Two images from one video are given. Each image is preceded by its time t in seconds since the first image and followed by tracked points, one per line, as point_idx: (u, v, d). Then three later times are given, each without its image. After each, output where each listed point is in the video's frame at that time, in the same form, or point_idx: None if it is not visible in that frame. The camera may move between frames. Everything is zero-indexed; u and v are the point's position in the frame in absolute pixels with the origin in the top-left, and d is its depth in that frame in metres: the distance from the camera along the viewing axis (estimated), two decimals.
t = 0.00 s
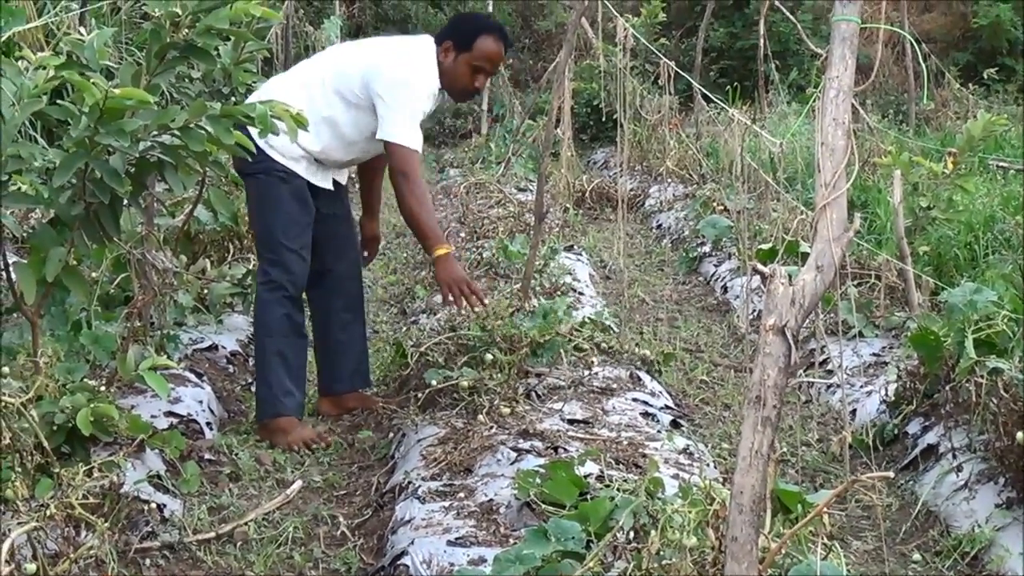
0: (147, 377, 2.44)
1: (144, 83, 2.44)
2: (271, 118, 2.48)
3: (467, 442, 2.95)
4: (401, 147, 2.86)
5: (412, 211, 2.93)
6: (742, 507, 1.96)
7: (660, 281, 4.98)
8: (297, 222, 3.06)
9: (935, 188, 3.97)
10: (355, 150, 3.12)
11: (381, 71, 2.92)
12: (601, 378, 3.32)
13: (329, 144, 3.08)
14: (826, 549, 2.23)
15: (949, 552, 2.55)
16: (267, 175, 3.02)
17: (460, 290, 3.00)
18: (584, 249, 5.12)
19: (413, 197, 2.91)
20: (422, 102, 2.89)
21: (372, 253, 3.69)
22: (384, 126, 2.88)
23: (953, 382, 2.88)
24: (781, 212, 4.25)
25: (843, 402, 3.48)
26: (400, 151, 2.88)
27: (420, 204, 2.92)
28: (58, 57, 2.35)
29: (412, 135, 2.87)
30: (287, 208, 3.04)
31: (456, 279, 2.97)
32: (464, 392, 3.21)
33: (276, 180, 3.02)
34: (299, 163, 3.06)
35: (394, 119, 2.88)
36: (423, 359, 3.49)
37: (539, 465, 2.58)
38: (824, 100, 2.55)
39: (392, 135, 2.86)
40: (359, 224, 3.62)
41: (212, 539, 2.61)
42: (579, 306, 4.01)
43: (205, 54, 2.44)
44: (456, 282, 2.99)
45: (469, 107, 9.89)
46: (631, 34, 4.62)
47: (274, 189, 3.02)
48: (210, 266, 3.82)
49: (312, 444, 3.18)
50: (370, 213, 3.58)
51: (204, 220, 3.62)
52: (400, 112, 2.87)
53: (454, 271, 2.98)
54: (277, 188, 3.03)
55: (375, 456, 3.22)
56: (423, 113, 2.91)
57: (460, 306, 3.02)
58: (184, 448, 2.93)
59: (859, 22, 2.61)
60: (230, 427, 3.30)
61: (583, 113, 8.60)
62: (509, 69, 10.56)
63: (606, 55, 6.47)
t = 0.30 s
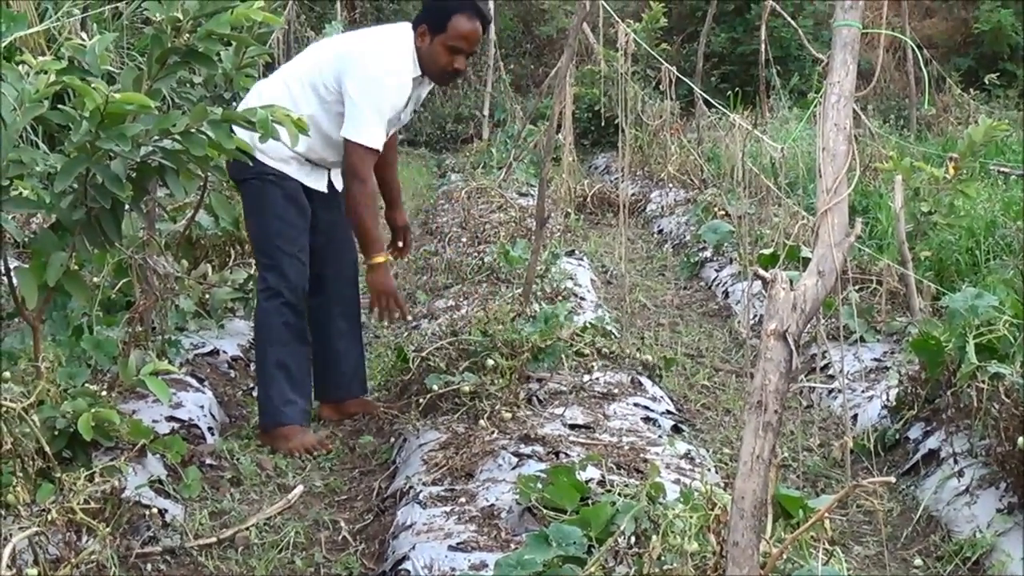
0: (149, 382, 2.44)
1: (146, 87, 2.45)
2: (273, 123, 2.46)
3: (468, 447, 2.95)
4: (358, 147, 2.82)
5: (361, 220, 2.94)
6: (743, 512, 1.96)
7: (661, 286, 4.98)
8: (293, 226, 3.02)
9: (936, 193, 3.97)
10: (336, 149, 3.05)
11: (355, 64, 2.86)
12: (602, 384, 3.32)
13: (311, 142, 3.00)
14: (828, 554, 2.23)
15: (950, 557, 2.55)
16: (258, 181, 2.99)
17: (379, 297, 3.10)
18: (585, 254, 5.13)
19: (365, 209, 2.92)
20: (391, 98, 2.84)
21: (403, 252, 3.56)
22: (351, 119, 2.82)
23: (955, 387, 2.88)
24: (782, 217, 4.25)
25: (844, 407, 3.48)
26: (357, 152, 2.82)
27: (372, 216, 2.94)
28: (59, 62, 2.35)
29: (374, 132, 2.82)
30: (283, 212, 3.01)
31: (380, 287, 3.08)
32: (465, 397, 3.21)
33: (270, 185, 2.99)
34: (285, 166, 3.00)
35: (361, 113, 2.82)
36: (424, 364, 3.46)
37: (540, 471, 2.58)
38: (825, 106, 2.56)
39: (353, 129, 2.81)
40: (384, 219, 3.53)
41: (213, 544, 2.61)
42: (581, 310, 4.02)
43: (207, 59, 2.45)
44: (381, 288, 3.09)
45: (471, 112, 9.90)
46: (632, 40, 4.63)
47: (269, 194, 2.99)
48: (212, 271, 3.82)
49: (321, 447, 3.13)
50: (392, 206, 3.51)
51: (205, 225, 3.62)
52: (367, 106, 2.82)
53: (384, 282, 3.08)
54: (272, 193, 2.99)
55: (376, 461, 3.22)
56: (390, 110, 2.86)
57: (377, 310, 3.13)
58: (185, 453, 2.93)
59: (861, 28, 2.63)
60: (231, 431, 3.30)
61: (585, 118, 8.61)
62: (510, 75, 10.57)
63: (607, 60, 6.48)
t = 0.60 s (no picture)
0: (150, 382, 2.45)
1: (147, 89, 2.45)
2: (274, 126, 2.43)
3: (470, 447, 2.95)
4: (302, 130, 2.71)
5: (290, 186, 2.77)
6: (745, 513, 1.96)
7: (663, 287, 4.98)
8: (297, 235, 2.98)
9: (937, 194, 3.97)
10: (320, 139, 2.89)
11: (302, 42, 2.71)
12: (603, 384, 3.32)
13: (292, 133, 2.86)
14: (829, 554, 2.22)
15: (952, 558, 2.55)
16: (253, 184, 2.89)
17: (301, 276, 2.88)
18: (587, 255, 5.13)
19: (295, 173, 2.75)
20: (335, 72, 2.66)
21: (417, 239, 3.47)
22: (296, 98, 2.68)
23: (956, 388, 2.88)
24: (783, 218, 4.25)
25: (845, 407, 3.48)
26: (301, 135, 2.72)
27: (299, 182, 2.76)
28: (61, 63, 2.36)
29: (315, 112, 2.67)
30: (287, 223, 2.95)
31: (304, 264, 2.86)
32: (466, 398, 3.22)
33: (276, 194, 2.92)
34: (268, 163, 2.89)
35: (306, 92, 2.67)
36: (426, 364, 3.47)
37: (542, 472, 2.58)
38: (827, 107, 2.56)
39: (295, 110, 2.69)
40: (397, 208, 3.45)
41: (215, 545, 2.61)
42: (582, 311, 4.02)
43: (208, 60, 2.45)
44: (305, 265, 2.86)
45: (472, 113, 9.90)
46: (633, 40, 4.63)
47: (271, 205, 2.91)
48: (213, 272, 3.82)
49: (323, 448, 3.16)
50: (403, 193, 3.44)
51: (206, 226, 3.62)
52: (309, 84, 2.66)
53: (311, 257, 2.85)
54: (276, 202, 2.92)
55: (377, 462, 3.22)
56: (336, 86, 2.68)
57: (298, 292, 2.92)
58: (186, 454, 2.93)
59: (862, 29, 2.63)
60: (232, 433, 3.30)
61: (586, 118, 8.61)
62: (512, 76, 10.58)
63: (608, 61, 6.48)
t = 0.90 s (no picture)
0: (152, 381, 2.46)
1: (149, 88, 2.45)
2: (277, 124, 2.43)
3: (472, 447, 2.95)
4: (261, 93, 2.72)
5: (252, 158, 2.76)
6: (747, 512, 1.96)
7: (665, 286, 4.98)
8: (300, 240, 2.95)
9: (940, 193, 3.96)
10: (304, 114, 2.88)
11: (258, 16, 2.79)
12: (605, 384, 3.32)
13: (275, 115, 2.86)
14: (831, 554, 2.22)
15: (954, 558, 2.54)
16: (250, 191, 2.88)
17: (266, 236, 2.83)
18: (588, 254, 5.12)
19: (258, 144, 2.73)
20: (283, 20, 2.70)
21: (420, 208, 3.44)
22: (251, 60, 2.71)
23: (958, 387, 2.87)
24: (785, 217, 4.25)
25: (847, 407, 3.47)
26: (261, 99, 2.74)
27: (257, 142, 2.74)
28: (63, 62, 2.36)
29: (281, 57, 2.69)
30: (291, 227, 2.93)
31: (266, 226, 2.81)
32: (468, 397, 3.22)
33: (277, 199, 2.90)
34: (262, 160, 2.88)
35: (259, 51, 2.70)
36: (428, 364, 3.48)
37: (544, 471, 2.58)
38: (829, 106, 2.55)
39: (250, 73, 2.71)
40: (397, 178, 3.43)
41: (217, 544, 2.61)
42: (583, 311, 4.02)
43: (210, 59, 2.44)
44: (269, 227, 2.82)
45: (474, 112, 9.89)
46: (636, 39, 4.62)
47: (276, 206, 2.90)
48: (215, 271, 3.82)
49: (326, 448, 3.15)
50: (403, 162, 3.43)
51: (209, 225, 3.62)
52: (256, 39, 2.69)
53: (271, 218, 2.81)
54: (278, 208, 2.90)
55: (380, 461, 3.22)
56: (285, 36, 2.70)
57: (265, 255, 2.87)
58: (188, 453, 2.93)
59: (865, 28, 2.62)
60: (235, 431, 3.30)
61: (588, 118, 8.60)
62: (514, 75, 10.57)
63: (611, 61, 6.48)
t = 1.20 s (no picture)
0: (156, 380, 2.46)
1: (153, 86, 2.45)
2: (281, 123, 2.43)
3: (476, 446, 2.95)
4: (250, 68, 2.71)
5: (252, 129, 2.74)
6: (751, 512, 1.96)
7: (669, 285, 4.97)
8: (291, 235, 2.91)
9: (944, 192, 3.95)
10: (305, 92, 2.84)
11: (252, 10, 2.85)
12: (609, 383, 3.32)
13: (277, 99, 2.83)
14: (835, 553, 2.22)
15: (958, 557, 2.54)
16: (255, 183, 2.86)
17: (261, 210, 2.78)
18: (593, 254, 5.12)
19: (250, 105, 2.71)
20: None
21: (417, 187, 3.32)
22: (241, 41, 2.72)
23: (963, 387, 2.86)
24: (790, 217, 4.25)
25: (851, 406, 3.47)
26: (252, 75, 2.73)
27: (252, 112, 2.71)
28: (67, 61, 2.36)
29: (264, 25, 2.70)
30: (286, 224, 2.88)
31: (260, 199, 2.76)
32: (472, 396, 3.21)
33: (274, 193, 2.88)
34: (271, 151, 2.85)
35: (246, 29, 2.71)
36: (432, 363, 3.48)
37: (548, 470, 2.58)
38: (833, 105, 2.54)
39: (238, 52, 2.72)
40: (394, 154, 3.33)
41: (221, 542, 2.61)
42: (587, 310, 4.01)
43: (214, 58, 2.44)
44: (264, 200, 2.77)
45: (478, 112, 9.88)
46: (640, 39, 4.61)
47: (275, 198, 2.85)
48: (219, 270, 3.82)
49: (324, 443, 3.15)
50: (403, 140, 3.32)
51: (213, 223, 3.62)
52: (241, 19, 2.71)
53: (267, 188, 2.76)
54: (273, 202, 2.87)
55: (384, 459, 3.22)
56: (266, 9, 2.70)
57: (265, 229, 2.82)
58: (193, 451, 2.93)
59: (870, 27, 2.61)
60: (239, 431, 3.30)
61: (592, 117, 8.60)
62: (518, 74, 10.57)
63: (615, 60, 6.48)
